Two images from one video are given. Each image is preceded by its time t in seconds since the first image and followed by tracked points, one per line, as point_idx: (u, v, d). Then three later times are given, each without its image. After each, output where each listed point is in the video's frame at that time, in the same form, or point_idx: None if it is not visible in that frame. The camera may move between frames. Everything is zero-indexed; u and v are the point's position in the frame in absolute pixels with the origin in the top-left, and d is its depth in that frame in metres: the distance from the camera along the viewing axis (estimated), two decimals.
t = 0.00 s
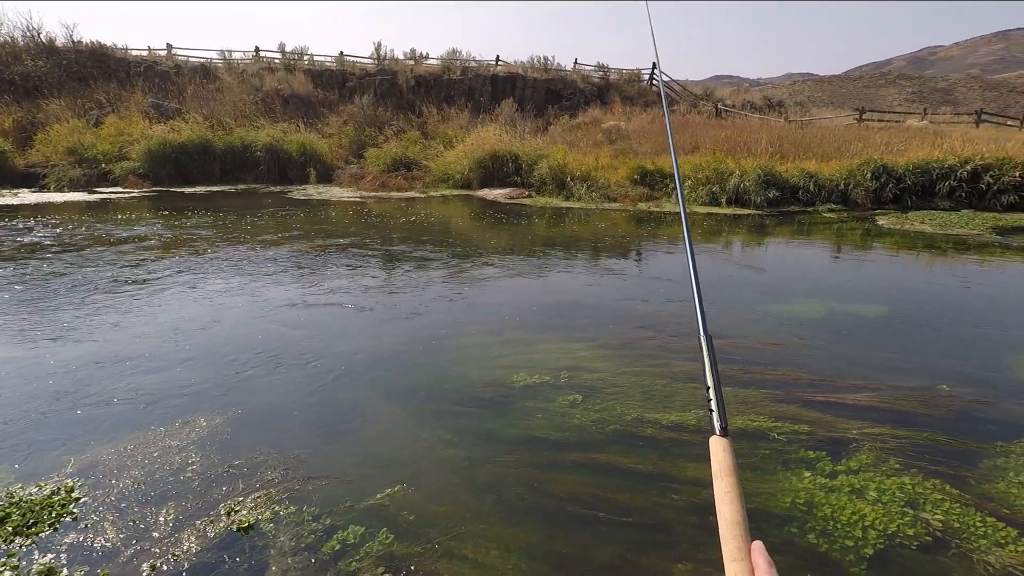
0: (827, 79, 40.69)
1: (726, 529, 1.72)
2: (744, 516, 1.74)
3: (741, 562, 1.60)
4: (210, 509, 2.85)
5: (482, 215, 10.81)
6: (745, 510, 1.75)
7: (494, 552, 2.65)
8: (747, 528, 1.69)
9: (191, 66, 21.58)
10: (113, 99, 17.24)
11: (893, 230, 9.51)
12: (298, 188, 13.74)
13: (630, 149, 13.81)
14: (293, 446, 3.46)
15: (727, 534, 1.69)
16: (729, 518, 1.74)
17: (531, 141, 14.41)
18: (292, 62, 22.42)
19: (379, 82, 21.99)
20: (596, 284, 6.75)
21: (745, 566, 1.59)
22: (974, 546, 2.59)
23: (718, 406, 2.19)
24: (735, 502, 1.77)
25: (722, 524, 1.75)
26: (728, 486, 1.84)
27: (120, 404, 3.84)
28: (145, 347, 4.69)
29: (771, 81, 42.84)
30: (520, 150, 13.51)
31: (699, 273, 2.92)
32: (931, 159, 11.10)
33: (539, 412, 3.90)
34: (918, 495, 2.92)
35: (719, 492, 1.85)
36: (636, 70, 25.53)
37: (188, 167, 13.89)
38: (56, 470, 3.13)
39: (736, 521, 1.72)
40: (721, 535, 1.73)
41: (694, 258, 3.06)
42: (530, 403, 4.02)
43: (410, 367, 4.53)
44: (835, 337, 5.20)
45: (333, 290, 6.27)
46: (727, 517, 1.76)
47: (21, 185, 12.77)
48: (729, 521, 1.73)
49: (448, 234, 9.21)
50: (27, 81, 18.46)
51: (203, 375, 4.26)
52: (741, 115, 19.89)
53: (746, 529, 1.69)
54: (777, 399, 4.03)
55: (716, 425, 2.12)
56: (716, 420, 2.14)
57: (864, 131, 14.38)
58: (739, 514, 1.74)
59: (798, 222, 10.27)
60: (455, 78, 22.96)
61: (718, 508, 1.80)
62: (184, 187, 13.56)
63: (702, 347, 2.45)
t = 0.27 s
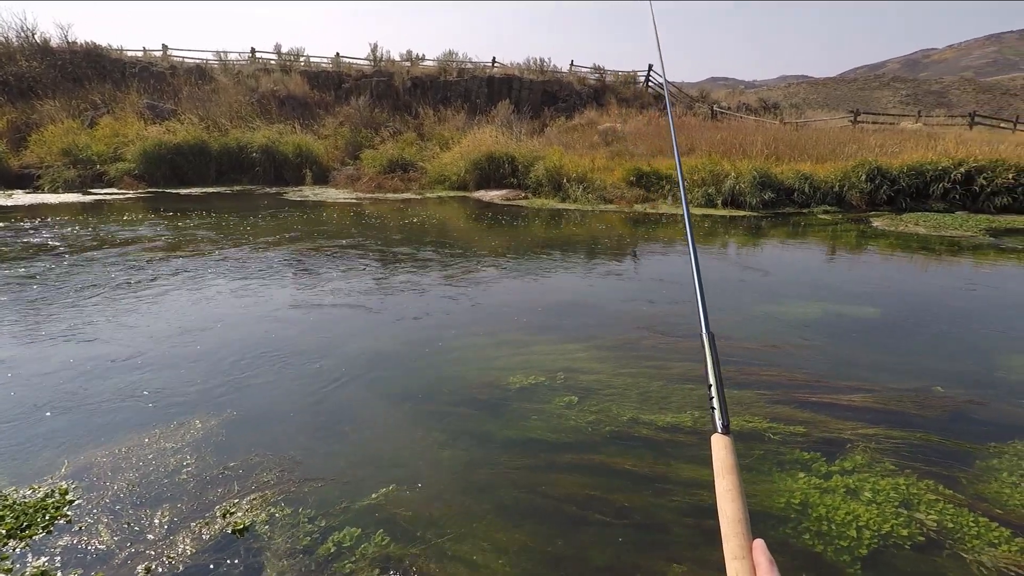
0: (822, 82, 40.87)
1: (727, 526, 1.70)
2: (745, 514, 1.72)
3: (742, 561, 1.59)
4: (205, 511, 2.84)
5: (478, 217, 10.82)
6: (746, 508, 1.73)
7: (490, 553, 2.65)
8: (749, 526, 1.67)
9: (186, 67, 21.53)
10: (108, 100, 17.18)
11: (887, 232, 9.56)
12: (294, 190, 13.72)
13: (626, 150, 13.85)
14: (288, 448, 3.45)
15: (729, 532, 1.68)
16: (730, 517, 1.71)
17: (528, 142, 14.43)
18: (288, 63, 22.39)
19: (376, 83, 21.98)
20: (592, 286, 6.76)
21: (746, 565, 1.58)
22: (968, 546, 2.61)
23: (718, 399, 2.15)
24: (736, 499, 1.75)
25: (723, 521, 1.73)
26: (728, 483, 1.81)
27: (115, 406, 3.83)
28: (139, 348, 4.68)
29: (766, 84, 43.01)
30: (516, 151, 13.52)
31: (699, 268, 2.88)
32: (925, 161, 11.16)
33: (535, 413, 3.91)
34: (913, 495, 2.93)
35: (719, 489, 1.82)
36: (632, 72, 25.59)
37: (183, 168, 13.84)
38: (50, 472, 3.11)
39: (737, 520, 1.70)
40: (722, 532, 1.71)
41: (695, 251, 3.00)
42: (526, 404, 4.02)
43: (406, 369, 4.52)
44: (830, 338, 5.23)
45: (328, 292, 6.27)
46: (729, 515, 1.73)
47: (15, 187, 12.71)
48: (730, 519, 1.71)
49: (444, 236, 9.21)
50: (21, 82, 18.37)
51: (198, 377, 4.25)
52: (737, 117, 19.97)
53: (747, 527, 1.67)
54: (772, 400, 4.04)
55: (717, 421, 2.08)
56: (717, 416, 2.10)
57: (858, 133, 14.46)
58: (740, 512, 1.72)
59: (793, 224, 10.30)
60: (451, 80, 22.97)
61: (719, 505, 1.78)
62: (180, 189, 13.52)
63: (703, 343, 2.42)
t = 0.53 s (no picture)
0: (817, 83, 41.02)
1: (729, 526, 1.71)
2: (747, 513, 1.72)
3: (745, 561, 1.60)
4: (200, 513, 2.83)
5: (474, 218, 10.82)
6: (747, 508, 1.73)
7: (486, 554, 2.65)
8: (751, 526, 1.68)
9: (181, 67, 21.47)
10: (102, 101, 17.12)
11: (881, 232, 9.60)
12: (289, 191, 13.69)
13: (622, 151, 13.88)
14: (284, 449, 3.44)
15: (731, 532, 1.68)
16: (731, 517, 1.72)
17: (523, 143, 14.43)
18: (283, 63, 22.34)
19: (371, 84, 21.96)
20: (588, 286, 6.77)
21: (749, 565, 1.59)
22: (962, 544, 2.63)
23: (720, 397, 2.14)
24: (737, 498, 1.75)
25: (725, 520, 1.74)
26: (730, 482, 1.82)
27: (109, 408, 3.81)
28: (133, 350, 4.66)
29: (761, 84, 43.14)
30: (512, 152, 13.52)
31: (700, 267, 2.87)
32: (919, 161, 11.22)
33: (531, 413, 3.91)
34: (907, 494, 2.95)
35: (721, 488, 1.83)
36: (627, 73, 25.62)
37: (178, 169, 13.80)
38: (44, 475, 3.10)
39: (740, 519, 1.70)
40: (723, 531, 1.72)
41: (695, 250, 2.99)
42: (522, 405, 4.02)
43: (401, 370, 4.52)
44: (824, 338, 5.25)
45: (324, 293, 6.26)
46: (731, 514, 1.74)
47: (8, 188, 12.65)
48: (733, 519, 1.72)
49: (440, 236, 9.20)
50: (15, 83, 18.30)
51: (193, 378, 4.23)
52: (732, 118, 20.02)
53: (749, 527, 1.68)
54: (767, 400, 4.06)
55: (718, 420, 2.07)
56: (718, 414, 2.09)
57: (853, 134, 14.53)
58: (743, 511, 1.73)
59: (788, 224, 10.33)
60: (447, 80, 22.96)
61: (720, 504, 1.78)
62: (174, 190, 13.47)
63: (704, 340, 2.40)
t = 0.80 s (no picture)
0: (811, 83, 41.16)
1: (733, 526, 1.71)
2: (751, 513, 1.72)
3: (749, 560, 1.59)
4: (195, 514, 2.83)
5: (470, 218, 10.82)
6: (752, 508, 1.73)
7: (481, 554, 2.65)
8: (755, 526, 1.68)
9: (176, 67, 21.39)
10: (96, 101, 17.05)
11: (876, 232, 9.64)
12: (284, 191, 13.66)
13: (618, 151, 13.90)
14: (279, 451, 3.43)
15: (735, 531, 1.68)
16: (736, 517, 1.72)
17: (519, 143, 14.44)
18: (278, 64, 22.29)
19: (367, 84, 21.93)
20: (584, 286, 6.78)
21: (752, 565, 1.58)
22: (955, 542, 2.64)
23: (724, 398, 2.15)
24: (742, 499, 1.75)
25: (729, 520, 1.74)
26: (734, 483, 1.82)
27: (103, 409, 3.80)
28: (127, 352, 4.64)
29: (756, 85, 43.25)
30: (508, 152, 13.53)
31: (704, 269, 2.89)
32: (913, 161, 11.28)
33: (527, 414, 3.91)
34: (901, 492, 2.96)
35: (726, 489, 1.83)
36: (623, 74, 25.66)
37: (173, 169, 13.75)
38: (37, 477, 3.09)
39: (744, 519, 1.70)
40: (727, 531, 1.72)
41: (701, 255, 3.05)
42: (518, 405, 4.03)
43: (397, 370, 4.51)
44: (819, 337, 5.27)
45: (319, 294, 6.24)
46: (735, 515, 1.74)
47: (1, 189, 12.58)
48: (737, 519, 1.71)
49: (436, 237, 9.20)
50: (8, 83, 18.21)
51: (187, 380, 4.22)
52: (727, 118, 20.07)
53: (754, 527, 1.68)
54: (762, 400, 4.07)
55: (722, 420, 2.08)
56: (722, 415, 2.10)
57: (847, 134, 14.59)
58: (747, 511, 1.72)
59: (783, 224, 10.36)
60: (443, 81, 22.95)
61: (724, 504, 1.79)
62: (169, 190, 13.42)
63: (709, 342, 2.41)
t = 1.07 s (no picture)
0: (806, 84, 41.29)
1: (736, 524, 1.72)
2: (754, 512, 1.72)
3: (751, 560, 1.61)
4: (190, 517, 2.82)
5: (466, 219, 10.81)
6: (754, 506, 1.74)
7: (476, 555, 2.65)
8: (758, 525, 1.68)
9: (170, 69, 21.33)
10: (90, 103, 16.99)
11: (870, 231, 9.68)
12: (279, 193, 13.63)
13: (613, 152, 13.92)
14: (274, 453, 3.43)
15: (739, 531, 1.69)
16: (738, 516, 1.72)
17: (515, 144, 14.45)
18: (273, 65, 22.24)
19: (362, 85, 21.91)
20: (579, 287, 6.79)
21: (756, 565, 1.59)
22: (949, 540, 2.65)
23: (726, 396, 2.15)
24: (744, 497, 1.76)
25: (732, 519, 1.74)
26: (737, 481, 1.82)
27: (96, 412, 3.78)
28: (121, 355, 4.62)
29: (751, 86, 43.37)
30: (503, 153, 13.53)
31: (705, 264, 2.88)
32: (907, 161, 11.33)
33: (522, 415, 3.91)
34: (895, 491, 2.98)
35: (728, 487, 1.83)
36: (618, 74, 25.69)
37: (168, 171, 13.71)
38: (31, 480, 3.07)
39: (747, 518, 1.71)
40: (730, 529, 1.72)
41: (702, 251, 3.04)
42: (513, 406, 4.03)
43: (392, 372, 4.50)
44: (814, 337, 5.29)
45: (315, 295, 6.23)
46: (738, 513, 1.74)
47: None
48: (740, 517, 1.72)
49: (431, 238, 9.19)
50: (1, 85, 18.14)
51: (182, 382, 4.20)
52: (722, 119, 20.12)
53: (756, 526, 1.68)
54: (757, 399, 4.08)
55: (724, 418, 2.08)
56: (725, 413, 2.10)
57: (841, 134, 14.65)
58: (750, 510, 1.73)
59: (778, 224, 10.39)
60: (438, 82, 22.95)
61: (726, 503, 1.79)
62: (163, 192, 13.37)
63: (710, 339, 2.40)
